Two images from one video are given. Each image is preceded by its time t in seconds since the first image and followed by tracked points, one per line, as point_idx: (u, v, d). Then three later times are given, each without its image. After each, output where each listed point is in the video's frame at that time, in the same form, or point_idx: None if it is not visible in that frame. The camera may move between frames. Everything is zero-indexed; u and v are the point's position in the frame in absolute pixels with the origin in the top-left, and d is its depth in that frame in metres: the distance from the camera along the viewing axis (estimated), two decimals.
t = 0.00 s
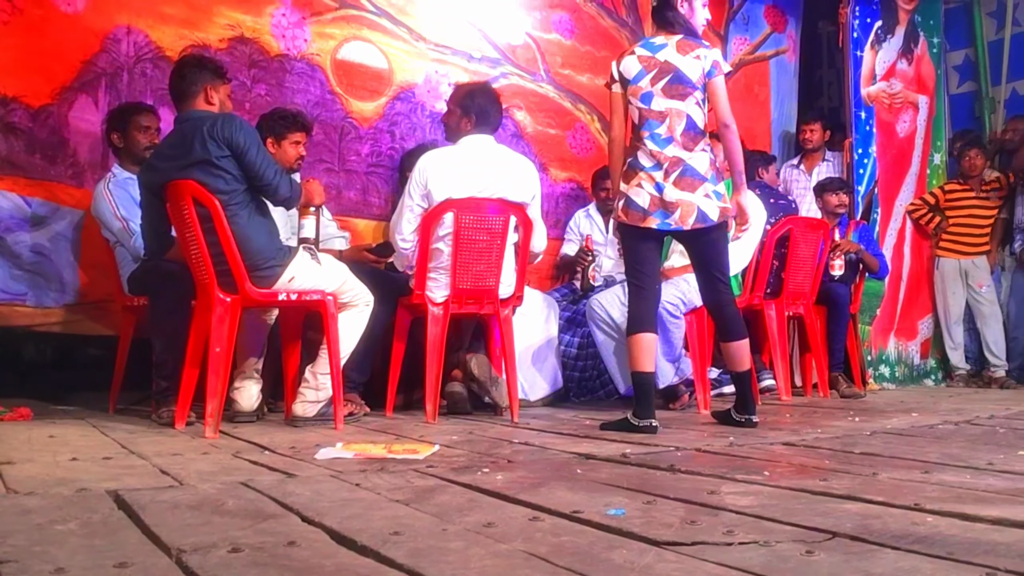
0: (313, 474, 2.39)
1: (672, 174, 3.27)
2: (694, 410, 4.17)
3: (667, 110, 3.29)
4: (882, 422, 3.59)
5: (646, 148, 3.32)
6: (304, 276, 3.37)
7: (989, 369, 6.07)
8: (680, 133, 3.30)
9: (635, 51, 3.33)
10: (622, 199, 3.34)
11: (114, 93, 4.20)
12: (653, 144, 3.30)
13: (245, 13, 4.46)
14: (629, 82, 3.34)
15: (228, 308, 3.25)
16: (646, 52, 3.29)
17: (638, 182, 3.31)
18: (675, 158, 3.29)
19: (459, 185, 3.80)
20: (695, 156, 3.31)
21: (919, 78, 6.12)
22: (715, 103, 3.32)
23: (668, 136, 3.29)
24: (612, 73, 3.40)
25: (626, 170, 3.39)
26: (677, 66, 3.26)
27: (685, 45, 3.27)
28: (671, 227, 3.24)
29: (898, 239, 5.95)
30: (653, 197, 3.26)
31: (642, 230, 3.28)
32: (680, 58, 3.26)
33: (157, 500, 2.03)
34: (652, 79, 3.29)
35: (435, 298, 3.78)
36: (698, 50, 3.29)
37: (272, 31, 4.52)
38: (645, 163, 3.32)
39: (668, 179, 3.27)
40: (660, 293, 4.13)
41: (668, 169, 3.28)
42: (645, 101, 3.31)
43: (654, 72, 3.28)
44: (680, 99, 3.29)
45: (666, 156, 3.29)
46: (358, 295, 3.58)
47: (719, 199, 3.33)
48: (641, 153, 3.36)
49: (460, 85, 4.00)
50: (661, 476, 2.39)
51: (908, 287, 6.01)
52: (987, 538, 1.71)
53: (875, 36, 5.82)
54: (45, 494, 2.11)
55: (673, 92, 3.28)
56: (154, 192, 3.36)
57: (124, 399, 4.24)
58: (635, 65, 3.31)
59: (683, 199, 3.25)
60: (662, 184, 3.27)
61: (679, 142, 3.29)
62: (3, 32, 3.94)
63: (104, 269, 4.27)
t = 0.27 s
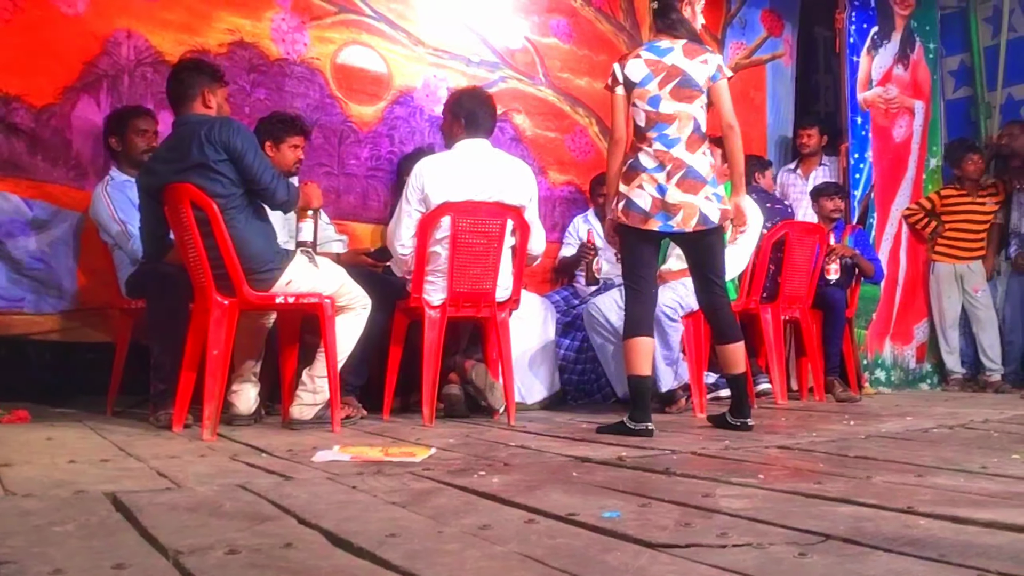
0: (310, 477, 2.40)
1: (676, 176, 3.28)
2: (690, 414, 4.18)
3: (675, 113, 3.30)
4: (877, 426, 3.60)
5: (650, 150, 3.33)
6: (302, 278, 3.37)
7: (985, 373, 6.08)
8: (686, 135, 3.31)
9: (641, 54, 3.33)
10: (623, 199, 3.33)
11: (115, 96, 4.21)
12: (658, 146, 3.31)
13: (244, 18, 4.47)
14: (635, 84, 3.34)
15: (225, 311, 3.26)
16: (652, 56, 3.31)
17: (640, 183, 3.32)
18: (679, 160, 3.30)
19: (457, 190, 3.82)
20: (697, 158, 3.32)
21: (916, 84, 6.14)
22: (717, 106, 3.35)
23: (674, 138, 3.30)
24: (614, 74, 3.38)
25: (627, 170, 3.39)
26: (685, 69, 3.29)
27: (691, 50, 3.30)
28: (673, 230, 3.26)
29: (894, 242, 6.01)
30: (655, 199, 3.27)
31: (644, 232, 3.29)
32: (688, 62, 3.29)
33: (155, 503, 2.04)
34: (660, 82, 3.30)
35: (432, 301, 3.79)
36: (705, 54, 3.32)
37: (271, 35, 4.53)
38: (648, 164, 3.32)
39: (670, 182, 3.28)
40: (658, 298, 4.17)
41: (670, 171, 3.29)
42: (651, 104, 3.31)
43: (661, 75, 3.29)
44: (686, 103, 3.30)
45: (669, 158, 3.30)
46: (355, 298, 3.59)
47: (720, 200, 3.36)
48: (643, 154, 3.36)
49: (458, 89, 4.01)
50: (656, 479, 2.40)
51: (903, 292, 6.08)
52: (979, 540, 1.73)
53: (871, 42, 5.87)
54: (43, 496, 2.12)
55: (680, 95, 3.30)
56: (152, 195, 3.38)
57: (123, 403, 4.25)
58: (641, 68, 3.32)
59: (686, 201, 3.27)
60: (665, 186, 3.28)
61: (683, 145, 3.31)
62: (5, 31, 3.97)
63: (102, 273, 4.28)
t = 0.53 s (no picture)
0: (310, 481, 2.38)
1: (704, 182, 3.28)
2: (690, 424, 4.17)
3: (696, 124, 3.30)
4: (877, 439, 3.59)
5: (674, 157, 3.29)
6: (305, 282, 3.36)
7: (985, 388, 6.04)
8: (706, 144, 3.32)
9: (665, 60, 3.29)
10: (652, 208, 3.27)
11: (122, 90, 4.20)
12: (683, 154, 3.29)
13: (251, 19, 4.46)
14: (659, 90, 3.29)
15: (227, 313, 3.26)
16: (678, 63, 3.28)
17: (669, 192, 3.27)
18: (705, 166, 3.30)
19: (460, 196, 3.82)
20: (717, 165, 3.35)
21: (920, 97, 6.22)
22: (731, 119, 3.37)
23: (696, 147, 3.30)
24: (633, 74, 3.29)
25: (649, 176, 3.34)
26: (707, 83, 3.29)
27: (713, 62, 3.32)
28: (708, 236, 3.24)
29: (896, 256, 6.05)
30: (687, 207, 3.24)
31: (677, 240, 3.25)
32: (710, 73, 3.30)
33: (154, 505, 2.03)
34: (684, 91, 3.28)
35: (434, 307, 3.78)
36: (723, 68, 3.35)
37: (275, 38, 4.53)
38: (675, 171, 3.29)
39: (700, 189, 3.27)
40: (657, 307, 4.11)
41: (699, 178, 3.28)
42: (675, 112, 3.29)
43: (685, 85, 3.28)
44: (707, 114, 3.31)
45: (696, 165, 3.29)
46: (357, 302, 3.58)
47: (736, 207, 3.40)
48: (665, 161, 3.31)
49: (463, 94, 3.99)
50: (658, 489, 2.39)
51: (904, 305, 6.10)
52: (984, 556, 1.71)
53: (876, 54, 5.90)
54: (41, 496, 2.10)
55: (703, 106, 3.30)
56: (154, 196, 3.36)
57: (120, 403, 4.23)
58: (666, 73, 3.28)
59: (717, 206, 3.27)
60: (695, 194, 3.26)
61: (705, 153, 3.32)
62: (13, 21, 3.96)
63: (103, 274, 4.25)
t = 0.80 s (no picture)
0: (310, 484, 2.38)
1: (715, 193, 3.28)
2: (691, 428, 4.16)
3: (716, 126, 3.29)
4: (879, 443, 3.58)
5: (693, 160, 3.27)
6: (305, 284, 3.36)
7: (986, 393, 6.02)
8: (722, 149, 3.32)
9: (682, 63, 3.28)
10: (659, 212, 3.24)
11: (124, 94, 4.20)
12: (702, 157, 3.27)
13: (255, 19, 4.46)
14: (679, 92, 3.26)
15: (227, 315, 3.25)
16: (696, 68, 3.27)
17: (679, 200, 3.24)
18: (717, 176, 3.29)
19: (461, 199, 3.82)
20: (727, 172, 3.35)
21: (921, 100, 6.22)
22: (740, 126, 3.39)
23: (714, 151, 3.29)
24: (653, 78, 3.24)
25: (657, 181, 3.31)
26: (722, 87, 3.31)
27: (725, 69, 3.35)
28: (704, 247, 3.25)
29: (897, 259, 6.03)
30: (693, 216, 3.22)
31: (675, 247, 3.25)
32: (725, 79, 3.32)
33: (155, 507, 2.02)
34: (703, 94, 3.27)
35: (434, 310, 3.77)
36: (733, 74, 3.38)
37: (280, 37, 4.53)
38: (689, 177, 3.26)
39: (708, 200, 3.27)
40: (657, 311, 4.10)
41: (709, 188, 3.27)
42: (697, 114, 3.26)
43: (705, 87, 3.27)
44: (724, 118, 3.32)
45: (712, 170, 3.28)
46: (357, 305, 3.57)
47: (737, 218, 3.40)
48: (679, 166, 3.28)
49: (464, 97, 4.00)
50: (659, 493, 2.38)
51: (906, 308, 6.09)
52: (987, 561, 1.71)
53: (877, 58, 5.90)
54: (40, 499, 2.09)
55: (720, 110, 3.30)
56: (155, 198, 3.36)
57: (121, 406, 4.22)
58: (686, 77, 3.26)
59: (720, 219, 3.27)
60: (703, 205, 3.25)
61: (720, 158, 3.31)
62: (14, 27, 3.96)
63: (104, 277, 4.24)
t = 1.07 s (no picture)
0: (309, 491, 2.39)
1: (736, 193, 3.34)
2: (689, 436, 4.18)
3: (718, 141, 3.34)
4: (876, 453, 3.60)
5: (710, 167, 3.30)
6: (306, 290, 3.37)
7: (982, 402, 6.01)
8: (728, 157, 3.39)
9: (685, 80, 3.29)
10: (694, 219, 3.25)
11: (126, 101, 4.22)
12: (716, 164, 3.31)
13: (261, 24, 4.49)
14: (684, 108, 3.27)
15: (228, 321, 3.26)
16: (698, 86, 3.30)
17: (710, 203, 3.26)
18: (732, 178, 3.35)
19: (461, 207, 3.83)
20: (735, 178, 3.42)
21: (920, 111, 6.26)
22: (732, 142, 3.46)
23: (724, 158, 3.35)
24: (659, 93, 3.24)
25: (681, 190, 3.32)
26: (720, 105, 3.35)
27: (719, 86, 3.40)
28: (746, 244, 3.31)
29: (895, 269, 6.08)
30: (729, 216, 3.27)
31: (723, 250, 3.30)
32: (722, 96, 3.37)
33: (155, 513, 2.03)
34: (706, 110, 3.31)
35: (434, 316, 3.78)
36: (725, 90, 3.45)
37: (286, 42, 4.55)
38: (710, 183, 3.28)
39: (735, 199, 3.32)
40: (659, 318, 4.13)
41: (731, 189, 3.33)
42: (702, 129, 3.30)
43: (706, 106, 3.30)
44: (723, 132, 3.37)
45: (726, 176, 3.33)
46: (357, 312, 3.59)
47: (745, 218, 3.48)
48: (698, 172, 3.29)
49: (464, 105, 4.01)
50: (656, 502, 2.39)
51: (904, 318, 6.12)
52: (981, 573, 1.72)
53: (877, 68, 5.95)
54: (41, 504, 2.11)
55: (720, 126, 3.35)
56: (158, 204, 3.38)
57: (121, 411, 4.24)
58: (690, 94, 3.27)
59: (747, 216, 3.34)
60: (734, 204, 3.30)
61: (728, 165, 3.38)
62: (15, 39, 3.97)
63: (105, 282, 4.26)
